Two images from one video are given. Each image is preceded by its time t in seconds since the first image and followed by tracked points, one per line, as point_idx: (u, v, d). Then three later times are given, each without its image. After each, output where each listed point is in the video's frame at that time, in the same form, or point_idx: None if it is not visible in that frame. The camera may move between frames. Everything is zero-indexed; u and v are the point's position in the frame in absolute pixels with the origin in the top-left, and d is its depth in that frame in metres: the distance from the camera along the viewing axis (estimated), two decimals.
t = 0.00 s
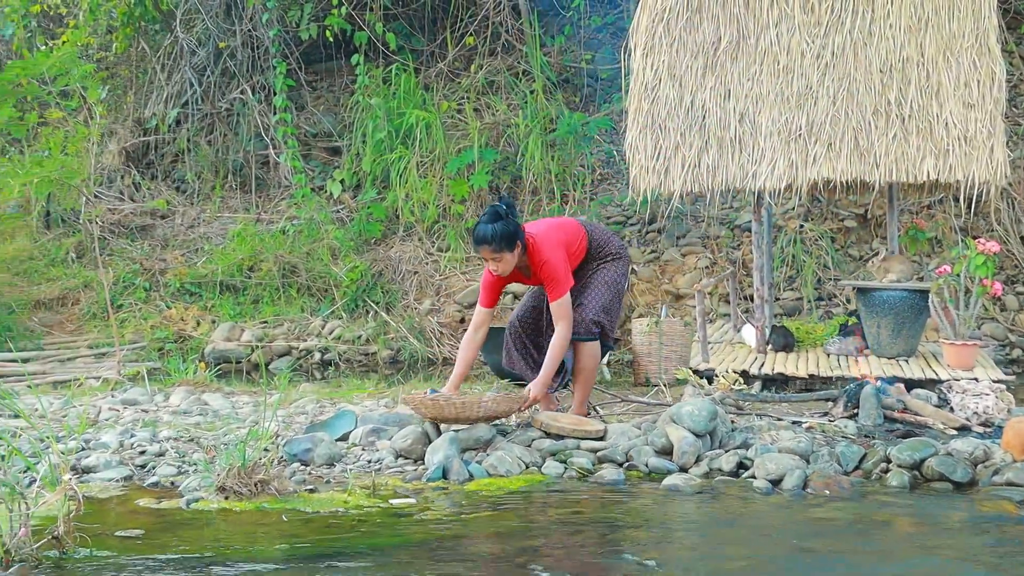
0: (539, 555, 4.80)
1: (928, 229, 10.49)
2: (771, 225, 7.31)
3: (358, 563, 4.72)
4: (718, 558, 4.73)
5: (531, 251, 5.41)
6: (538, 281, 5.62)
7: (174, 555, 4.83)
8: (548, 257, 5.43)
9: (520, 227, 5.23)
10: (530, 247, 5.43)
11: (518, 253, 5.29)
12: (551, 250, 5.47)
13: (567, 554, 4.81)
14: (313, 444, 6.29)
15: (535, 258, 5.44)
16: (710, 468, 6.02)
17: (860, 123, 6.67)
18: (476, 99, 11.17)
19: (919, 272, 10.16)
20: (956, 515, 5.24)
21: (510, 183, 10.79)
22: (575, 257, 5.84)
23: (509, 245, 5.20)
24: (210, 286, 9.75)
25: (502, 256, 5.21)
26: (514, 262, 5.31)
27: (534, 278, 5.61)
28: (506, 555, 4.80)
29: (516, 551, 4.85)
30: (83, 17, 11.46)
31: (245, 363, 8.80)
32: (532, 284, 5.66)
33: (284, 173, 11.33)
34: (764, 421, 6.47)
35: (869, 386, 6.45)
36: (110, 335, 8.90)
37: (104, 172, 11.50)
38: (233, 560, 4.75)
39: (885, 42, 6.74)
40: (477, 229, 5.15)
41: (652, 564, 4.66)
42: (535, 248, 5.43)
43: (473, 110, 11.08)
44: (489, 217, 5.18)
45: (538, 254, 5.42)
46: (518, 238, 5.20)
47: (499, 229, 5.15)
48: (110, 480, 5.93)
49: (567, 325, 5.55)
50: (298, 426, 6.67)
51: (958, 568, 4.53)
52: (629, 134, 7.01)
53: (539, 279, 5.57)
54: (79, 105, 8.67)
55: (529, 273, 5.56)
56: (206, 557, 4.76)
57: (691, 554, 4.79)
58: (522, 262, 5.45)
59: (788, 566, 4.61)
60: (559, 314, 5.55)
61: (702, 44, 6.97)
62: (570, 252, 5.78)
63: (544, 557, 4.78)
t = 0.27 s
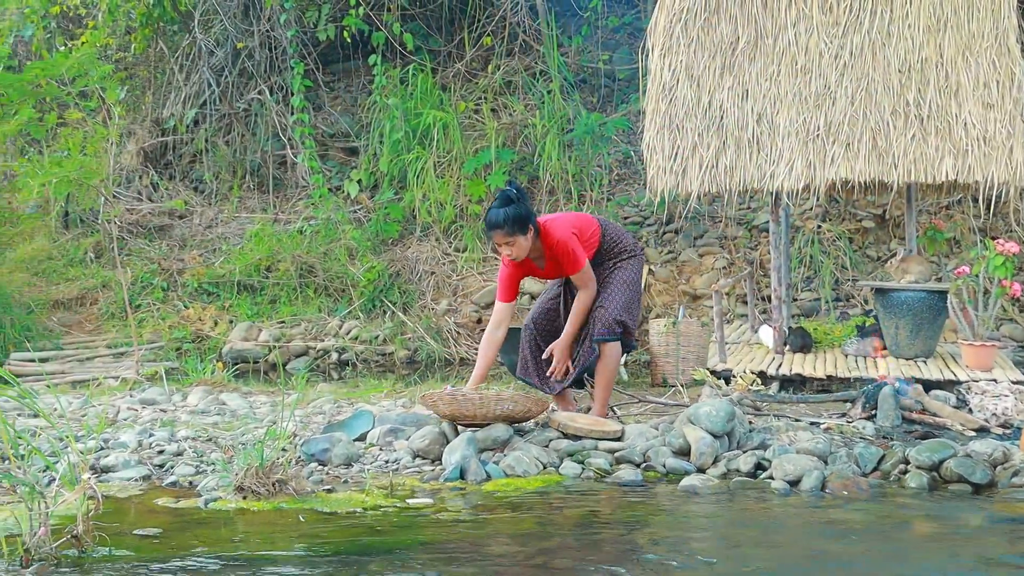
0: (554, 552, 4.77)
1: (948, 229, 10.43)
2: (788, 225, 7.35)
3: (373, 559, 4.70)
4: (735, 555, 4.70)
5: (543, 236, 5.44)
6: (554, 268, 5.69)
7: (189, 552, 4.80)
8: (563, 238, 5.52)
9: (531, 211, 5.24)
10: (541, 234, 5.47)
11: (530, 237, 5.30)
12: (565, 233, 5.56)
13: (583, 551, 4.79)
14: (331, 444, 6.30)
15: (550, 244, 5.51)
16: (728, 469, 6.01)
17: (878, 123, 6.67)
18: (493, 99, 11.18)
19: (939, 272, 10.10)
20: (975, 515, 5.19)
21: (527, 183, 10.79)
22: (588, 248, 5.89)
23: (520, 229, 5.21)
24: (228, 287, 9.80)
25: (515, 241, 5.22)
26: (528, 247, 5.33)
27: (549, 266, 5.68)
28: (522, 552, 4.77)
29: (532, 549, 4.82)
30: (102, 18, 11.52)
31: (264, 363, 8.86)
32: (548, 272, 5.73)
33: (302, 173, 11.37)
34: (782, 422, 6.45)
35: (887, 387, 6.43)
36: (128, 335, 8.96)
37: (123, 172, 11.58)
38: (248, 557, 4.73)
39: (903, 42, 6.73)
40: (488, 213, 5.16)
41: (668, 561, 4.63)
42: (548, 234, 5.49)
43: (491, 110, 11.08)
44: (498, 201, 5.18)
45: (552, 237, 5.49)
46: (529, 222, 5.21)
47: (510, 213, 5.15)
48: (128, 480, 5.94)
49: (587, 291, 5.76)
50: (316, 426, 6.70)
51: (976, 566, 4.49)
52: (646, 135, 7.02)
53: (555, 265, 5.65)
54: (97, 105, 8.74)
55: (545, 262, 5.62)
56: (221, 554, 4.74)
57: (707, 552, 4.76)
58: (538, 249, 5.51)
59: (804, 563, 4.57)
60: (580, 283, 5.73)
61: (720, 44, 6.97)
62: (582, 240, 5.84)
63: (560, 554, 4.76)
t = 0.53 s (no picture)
0: (568, 553, 4.75)
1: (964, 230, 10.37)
2: (803, 226, 7.34)
3: (387, 559, 4.69)
4: (749, 556, 4.68)
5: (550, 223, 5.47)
6: (565, 254, 5.72)
7: (204, 552, 4.81)
8: (569, 222, 5.54)
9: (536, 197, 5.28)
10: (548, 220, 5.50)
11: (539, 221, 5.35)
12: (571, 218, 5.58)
13: (597, 551, 4.77)
14: (345, 444, 6.32)
15: (558, 230, 5.53)
16: (742, 470, 5.99)
17: (893, 125, 6.67)
18: (507, 100, 11.17)
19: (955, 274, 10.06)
20: (992, 517, 5.16)
21: (541, 184, 10.81)
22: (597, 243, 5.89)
23: (528, 214, 5.25)
24: (242, 287, 9.84)
25: (527, 227, 5.27)
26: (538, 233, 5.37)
27: (560, 254, 5.70)
28: (536, 552, 4.76)
29: (546, 549, 4.81)
30: (117, 19, 11.57)
31: (276, 363, 8.84)
32: (559, 260, 5.76)
33: (315, 174, 11.39)
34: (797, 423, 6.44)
35: (902, 388, 6.40)
36: (143, 335, 9.00)
37: (137, 173, 11.60)
38: (263, 556, 4.73)
39: (918, 42, 6.72)
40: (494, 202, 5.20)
41: (682, 562, 4.61)
42: (555, 220, 5.50)
43: (504, 111, 11.08)
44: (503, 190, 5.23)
45: (558, 223, 5.51)
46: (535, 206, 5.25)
47: (517, 202, 5.20)
48: (142, 480, 5.95)
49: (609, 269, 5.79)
50: (330, 426, 6.72)
51: (992, 567, 4.45)
52: (661, 135, 7.04)
53: (566, 250, 5.67)
54: (111, 105, 8.78)
55: (555, 250, 5.63)
56: (235, 554, 4.74)
57: (721, 553, 4.73)
58: (547, 237, 5.53)
59: (819, 564, 4.55)
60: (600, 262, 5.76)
61: (734, 45, 6.97)
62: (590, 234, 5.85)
63: (573, 554, 4.74)
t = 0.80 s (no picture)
0: (580, 554, 4.74)
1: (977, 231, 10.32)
2: (815, 227, 7.34)
3: (399, 560, 4.68)
4: (760, 557, 4.66)
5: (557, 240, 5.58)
6: (574, 272, 5.82)
7: (216, 553, 4.80)
8: (576, 240, 5.63)
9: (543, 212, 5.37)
10: (557, 238, 5.62)
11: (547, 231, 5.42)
12: (579, 237, 5.68)
13: (608, 552, 4.75)
14: (357, 445, 6.33)
15: (565, 247, 5.64)
16: (754, 471, 5.98)
17: (905, 126, 6.67)
18: (518, 100, 11.16)
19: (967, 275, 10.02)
20: (1005, 518, 5.13)
21: (552, 185, 10.86)
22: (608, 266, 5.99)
23: (538, 226, 5.32)
24: (253, 288, 9.87)
25: (538, 238, 5.34)
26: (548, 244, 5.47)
27: (568, 272, 5.81)
28: (548, 553, 4.74)
29: (557, 550, 4.79)
30: (128, 20, 11.61)
31: (288, 364, 8.86)
32: (568, 278, 5.86)
33: (326, 174, 11.39)
34: (809, 424, 6.45)
35: (914, 389, 6.40)
36: (155, 336, 9.04)
37: (149, 173, 11.64)
38: (275, 557, 4.72)
39: (931, 43, 6.70)
40: (502, 217, 5.27)
41: (693, 564, 4.59)
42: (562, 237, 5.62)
43: (515, 112, 11.08)
44: (510, 203, 5.30)
45: (565, 240, 5.61)
46: (544, 217, 5.32)
47: (528, 213, 5.27)
48: (155, 480, 5.96)
49: (621, 288, 5.89)
50: (342, 427, 6.74)
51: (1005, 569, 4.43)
52: (672, 135, 7.05)
53: (574, 268, 5.77)
54: (123, 106, 8.80)
55: (563, 268, 5.74)
56: (247, 555, 4.73)
57: (733, 554, 4.71)
58: (554, 255, 5.64)
59: (831, 565, 4.53)
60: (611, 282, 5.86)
61: (746, 45, 6.98)
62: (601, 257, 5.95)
63: (585, 555, 4.72)
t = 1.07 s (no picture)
0: (593, 554, 4.72)
1: (994, 231, 10.26)
2: (829, 227, 7.34)
3: (412, 560, 4.68)
4: (773, 558, 4.64)
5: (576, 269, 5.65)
6: (590, 303, 5.88)
7: (230, 554, 4.78)
8: (593, 269, 5.71)
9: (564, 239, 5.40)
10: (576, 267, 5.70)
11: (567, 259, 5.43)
12: (596, 267, 5.75)
13: (622, 553, 4.73)
14: (371, 445, 6.34)
15: (582, 276, 5.71)
16: (768, 471, 5.97)
17: (920, 125, 6.66)
18: (532, 100, 11.15)
19: (984, 275, 9.96)
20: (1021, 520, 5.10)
21: (566, 185, 10.90)
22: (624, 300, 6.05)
23: (556, 254, 5.33)
24: (268, 288, 9.91)
25: (555, 263, 5.34)
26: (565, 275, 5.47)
27: (584, 302, 5.88)
28: (563, 555, 4.70)
29: (572, 550, 4.77)
30: (143, 21, 11.65)
31: (302, 363, 8.89)
32: (582, 308, 5.92)
33: (339, 174, 11.37)
34: (823, 424, 6.44)
35: (928, 390, 6.38)
36: (168, 336, 9.07)
37: (163, 173, 11.70)
38: (289, 558, 4.70)
39: (946, 43, 6.67)
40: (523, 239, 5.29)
41: (705, 564, 4.58)
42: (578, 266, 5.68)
43: (529, 112, 11.07)
44: (532, 227, 5.32)
45: (581, 269, 5.69)
46: (564, 246, 5.33)
47: (548, 236, 5.30)
48: (170, 479, 5.97)
49: (635, 319, 5.96)
50: (356, 427, 6.75)
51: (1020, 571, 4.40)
52: (686, 136, 7.09)
53: (589, 298, 5.85)
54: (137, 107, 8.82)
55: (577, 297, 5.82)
56: (261, 556, 4.71)
57: (746, 554, 4.70)
58: (570, 283, 5.72)
59: (844, 566, 4.51)
60: (626, 313, 5.93)
61: (760, 45, 6.98)
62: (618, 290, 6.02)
63: (598, 555, 4.71)
